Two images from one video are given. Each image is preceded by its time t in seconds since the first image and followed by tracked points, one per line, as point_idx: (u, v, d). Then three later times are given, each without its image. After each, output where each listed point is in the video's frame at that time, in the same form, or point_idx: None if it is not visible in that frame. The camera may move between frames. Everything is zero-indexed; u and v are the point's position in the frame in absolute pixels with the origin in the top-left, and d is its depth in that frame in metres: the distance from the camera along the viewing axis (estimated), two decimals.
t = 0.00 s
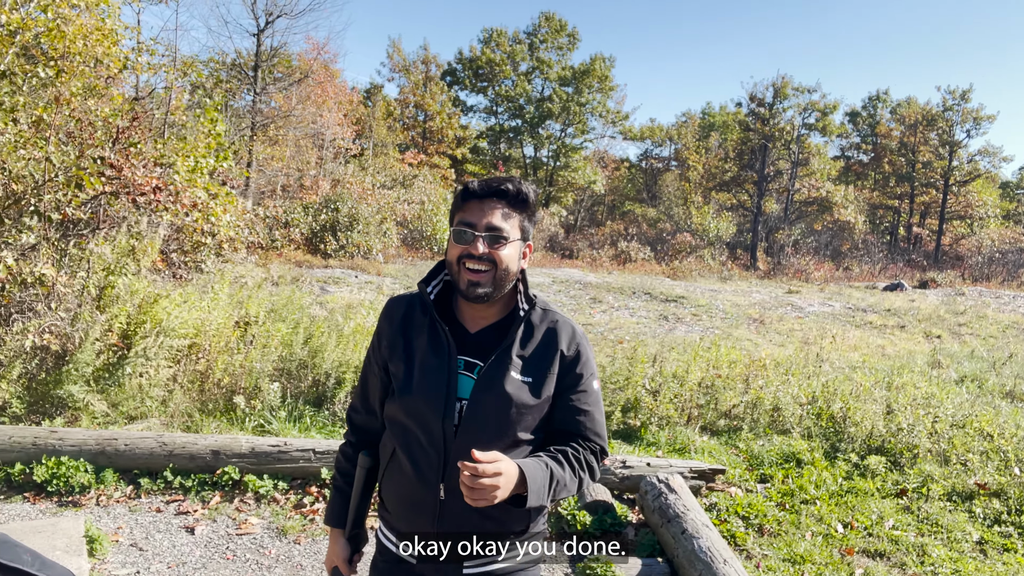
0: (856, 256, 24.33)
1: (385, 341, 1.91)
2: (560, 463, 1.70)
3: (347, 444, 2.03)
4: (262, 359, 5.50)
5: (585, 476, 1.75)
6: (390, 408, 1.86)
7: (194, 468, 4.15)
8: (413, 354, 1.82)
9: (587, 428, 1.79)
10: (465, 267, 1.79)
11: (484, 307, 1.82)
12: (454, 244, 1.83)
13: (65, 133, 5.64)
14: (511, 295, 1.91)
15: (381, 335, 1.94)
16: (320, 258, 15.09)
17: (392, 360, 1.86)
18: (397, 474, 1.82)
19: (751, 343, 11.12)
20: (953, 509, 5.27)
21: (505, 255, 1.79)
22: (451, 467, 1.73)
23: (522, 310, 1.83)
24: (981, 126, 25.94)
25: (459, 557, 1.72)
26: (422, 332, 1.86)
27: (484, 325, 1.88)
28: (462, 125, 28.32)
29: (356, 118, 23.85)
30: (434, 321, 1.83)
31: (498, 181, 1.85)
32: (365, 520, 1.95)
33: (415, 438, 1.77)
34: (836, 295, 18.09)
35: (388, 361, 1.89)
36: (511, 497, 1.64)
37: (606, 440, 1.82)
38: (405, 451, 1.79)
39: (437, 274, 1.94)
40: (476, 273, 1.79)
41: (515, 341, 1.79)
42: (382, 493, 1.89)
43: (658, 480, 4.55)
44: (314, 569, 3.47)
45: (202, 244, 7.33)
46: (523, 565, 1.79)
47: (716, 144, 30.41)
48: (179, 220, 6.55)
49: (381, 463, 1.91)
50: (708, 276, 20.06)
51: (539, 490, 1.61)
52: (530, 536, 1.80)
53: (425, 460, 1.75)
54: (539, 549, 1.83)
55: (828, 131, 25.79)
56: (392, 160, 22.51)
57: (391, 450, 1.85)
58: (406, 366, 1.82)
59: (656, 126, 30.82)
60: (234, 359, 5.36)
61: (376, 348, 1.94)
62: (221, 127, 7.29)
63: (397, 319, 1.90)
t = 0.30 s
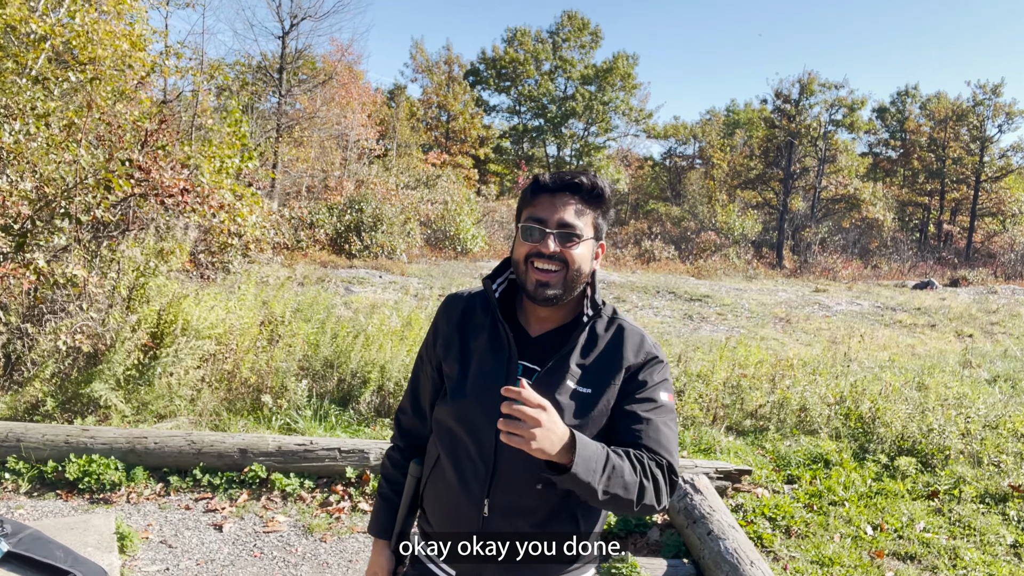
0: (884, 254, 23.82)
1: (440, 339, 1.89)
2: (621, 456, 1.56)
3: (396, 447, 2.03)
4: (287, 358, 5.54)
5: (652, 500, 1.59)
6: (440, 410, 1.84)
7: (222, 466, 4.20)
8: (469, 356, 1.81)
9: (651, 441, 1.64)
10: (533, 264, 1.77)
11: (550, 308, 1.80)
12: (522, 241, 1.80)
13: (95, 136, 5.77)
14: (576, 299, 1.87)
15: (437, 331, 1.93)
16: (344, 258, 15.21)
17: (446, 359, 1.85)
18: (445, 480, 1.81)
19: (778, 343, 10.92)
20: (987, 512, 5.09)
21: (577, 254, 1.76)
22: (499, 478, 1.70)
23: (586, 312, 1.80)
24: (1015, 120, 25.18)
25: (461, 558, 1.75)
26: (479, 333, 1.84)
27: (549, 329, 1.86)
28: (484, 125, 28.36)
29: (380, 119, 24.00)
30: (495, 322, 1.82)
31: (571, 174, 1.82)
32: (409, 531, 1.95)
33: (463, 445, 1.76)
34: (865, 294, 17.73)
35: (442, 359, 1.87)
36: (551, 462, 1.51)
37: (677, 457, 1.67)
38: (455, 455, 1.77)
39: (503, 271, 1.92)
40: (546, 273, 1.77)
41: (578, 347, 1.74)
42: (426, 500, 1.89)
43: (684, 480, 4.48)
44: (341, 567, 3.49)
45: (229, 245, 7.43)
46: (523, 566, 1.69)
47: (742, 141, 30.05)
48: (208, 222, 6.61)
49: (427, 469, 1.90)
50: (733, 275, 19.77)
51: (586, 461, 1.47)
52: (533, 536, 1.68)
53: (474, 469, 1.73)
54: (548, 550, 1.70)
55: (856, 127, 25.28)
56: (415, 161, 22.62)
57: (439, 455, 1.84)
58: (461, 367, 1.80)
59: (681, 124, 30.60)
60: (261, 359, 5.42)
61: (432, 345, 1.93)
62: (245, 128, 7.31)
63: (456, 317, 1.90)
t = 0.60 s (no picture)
0: (916, 253, 23.32)
1: (470, 334, 1.79)
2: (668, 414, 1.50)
3: (418, 447, 1.94)
4: (314, 358, 5.62)
5: (688, 482, 1.48)
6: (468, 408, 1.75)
7: (251, 463, 4.28)
8: (501, 353, 1.71)
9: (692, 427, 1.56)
10: (567, 270, 1.62)
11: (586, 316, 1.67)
12: (559, 251, 1.64)
13: (128, 140, 5.93)
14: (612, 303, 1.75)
15: (465, 325, 1.83)
16: (370, 260, 15.36)
17: (476, 354, 1.75)
18: (472, 482, 1.71)
19: (806, 343, 10.75)
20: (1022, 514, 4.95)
21: (618, 266, 1.62)
22: (531, 482, 1.60)
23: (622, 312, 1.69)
24: None
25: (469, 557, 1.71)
26: (509, 329, 1.74)
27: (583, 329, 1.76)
28: (509, 127, 28.45)
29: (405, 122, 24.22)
30: (529, 319, 1.72)
31: (612, 180, 1.65)
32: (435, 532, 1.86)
33: (492, 447, 1.65)
34: (896, 293, 17.36)
35: (471, 355, 1.77)
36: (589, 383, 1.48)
37: (712, 440, 1.57)
38: (483, 457, 1.67)
39: (536, 266, 1.80)
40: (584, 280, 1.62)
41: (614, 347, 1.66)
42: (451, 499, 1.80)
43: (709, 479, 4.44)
44: (367, 562, 3.54)
45: (258, 246, 7.55)
46: (524, 566, 1.61)
47: (769, 140, 29.71)
48: (237, 224, 6.73)
49: (454, 468, 1.81)
50: (761, 276, 19.50)
51: (629, 379, 1.41)
52: (535, 535, 1.59)
53: (503, 471, 1.63)
54: (548, 550, 1.59)
55: (886, 125, 24.80)
56: (440, 163, 22.77)
57: (467, 455, 1.75)
58: (492, 364, 1.70)
59: (707, 124, 30.38)
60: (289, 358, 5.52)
61: (459, 340, 1.83)
62: (274, 132, 7.44)
63: (487, 312, 1.79)
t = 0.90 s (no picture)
0: (950, 255, 22.78)
1: (449, 354, 1.70)
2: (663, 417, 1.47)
3: (404, 473, 1.86)
4: (340, 361, 5.69)
5: (688, 490, 1.44)
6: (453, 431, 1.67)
7: (278, 464, 4.35)
8: (484, 371, 1.63)
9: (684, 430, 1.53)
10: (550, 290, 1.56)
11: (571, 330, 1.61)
12: (542, 271, 1.58)
13: (160, 147, 6.08)
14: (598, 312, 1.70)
15: (444, 342, 1.74)
16: (395, 263, 15.46)
17: (457, 372, 1.66)
18: (465, 506, 1.63)
19: (835, 346, 10.54)
20: None
21: (604, 284, 1.56)
22: (527, 502, 1.54)
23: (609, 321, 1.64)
24: None
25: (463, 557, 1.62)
26: (490, 346, 1.66)
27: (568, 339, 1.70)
28: (534, 131, 28.48)
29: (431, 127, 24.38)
30: (511, 334, 1.64)
31: (596, 194, 1.56)
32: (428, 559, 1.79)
33: (483, 467, 1.58)
34: (929, 296, 16.95)
35: (452, 373, 1.69)
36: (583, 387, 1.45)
37: (709, 444, 1.55)
38: (474, 480, 1.59)
39: (515, 278, 1.75)
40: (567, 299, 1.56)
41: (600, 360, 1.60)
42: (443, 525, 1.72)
43: (733, 483, 4.39)
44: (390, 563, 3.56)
45: (286, 251, 7.66)
46: (525, 567, 1.53)
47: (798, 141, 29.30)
48: (265, 229, 6.85)
49: (442, 493, 1.73)
50: (790, 278, 19.17)
51: (626, 386, 1.39)
52: (534, 535, 1.51)
53: (495, 493, 1.56)
54: (548, 549, 1.52)
55: (918, 125, 24.27)
56: (465, 167, 22.87)
57: (456, 478, 1.67)
58: (476, 384, 1.62)
59: (734, 125, 30.08)
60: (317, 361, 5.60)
61: (438, 358, 1.75)
62: (301, 138, 7.55)
63: (465, 327, 1.71)
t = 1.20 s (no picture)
0: (983, 256, 22.23)
1: (387, 362, 1.63)
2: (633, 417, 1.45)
3: (337, 488, 1.74)
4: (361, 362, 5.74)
5: (657, 492, 1.45)
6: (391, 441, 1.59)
7: (299, 463, 4.40)
8: (427, 377, 1.56)
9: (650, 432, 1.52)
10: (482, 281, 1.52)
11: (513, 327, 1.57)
12: (471, 255, 1.55)
13: (186, 151, 6.18)
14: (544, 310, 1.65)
15: (379, 350, 1.66)
16: (419, 265, 15.55)
17: (396, 380, 1.59)
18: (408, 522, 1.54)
19: (863, 349, 10.35)
20: None
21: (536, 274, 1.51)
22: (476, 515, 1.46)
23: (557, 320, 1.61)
24: None
25: (402, 559, 1.54)
26: (432, 352, 1.59)
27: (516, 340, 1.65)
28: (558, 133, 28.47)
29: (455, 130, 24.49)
30: (454, 337, 1.59)
31: (527, 175, 1.53)
32: None
33: (428, 478, 1.49)
34: (960, 298, 16.56)
35: (390, 383, 1.61)
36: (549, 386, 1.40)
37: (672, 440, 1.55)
38: (418, 493, 1.50)
39: (457, 277, 1.72)
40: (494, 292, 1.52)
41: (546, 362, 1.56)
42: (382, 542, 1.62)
43: (753, 485, 4.33)
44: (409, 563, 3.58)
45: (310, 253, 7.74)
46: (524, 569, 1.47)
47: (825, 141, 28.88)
48: (289, 231, 6.93)
49: (382, 510, 1.63)
50: (817, 280, 18.87)
51: (597, 382, 1.35)
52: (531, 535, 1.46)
53: (441, 507, 1.48)
54: (547, 549, 1.49)
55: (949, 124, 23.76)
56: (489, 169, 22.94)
57: (399, 492, 1.58)
58: (417, 390, 1.55)
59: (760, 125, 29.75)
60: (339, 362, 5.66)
61: (373, 365, 1.67)
62: (324, 141, 7.62)
63: (403, 331, 1.64)
